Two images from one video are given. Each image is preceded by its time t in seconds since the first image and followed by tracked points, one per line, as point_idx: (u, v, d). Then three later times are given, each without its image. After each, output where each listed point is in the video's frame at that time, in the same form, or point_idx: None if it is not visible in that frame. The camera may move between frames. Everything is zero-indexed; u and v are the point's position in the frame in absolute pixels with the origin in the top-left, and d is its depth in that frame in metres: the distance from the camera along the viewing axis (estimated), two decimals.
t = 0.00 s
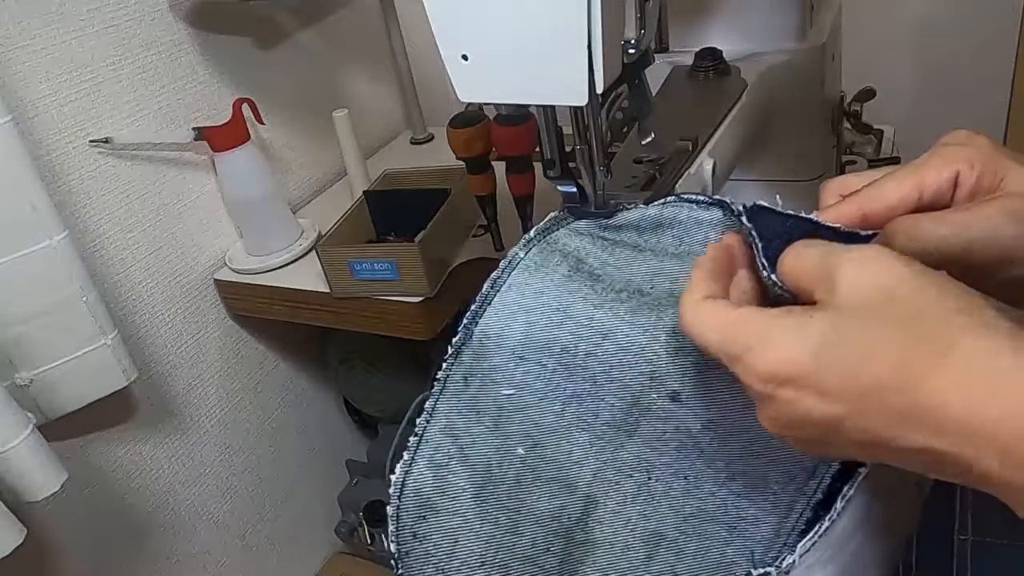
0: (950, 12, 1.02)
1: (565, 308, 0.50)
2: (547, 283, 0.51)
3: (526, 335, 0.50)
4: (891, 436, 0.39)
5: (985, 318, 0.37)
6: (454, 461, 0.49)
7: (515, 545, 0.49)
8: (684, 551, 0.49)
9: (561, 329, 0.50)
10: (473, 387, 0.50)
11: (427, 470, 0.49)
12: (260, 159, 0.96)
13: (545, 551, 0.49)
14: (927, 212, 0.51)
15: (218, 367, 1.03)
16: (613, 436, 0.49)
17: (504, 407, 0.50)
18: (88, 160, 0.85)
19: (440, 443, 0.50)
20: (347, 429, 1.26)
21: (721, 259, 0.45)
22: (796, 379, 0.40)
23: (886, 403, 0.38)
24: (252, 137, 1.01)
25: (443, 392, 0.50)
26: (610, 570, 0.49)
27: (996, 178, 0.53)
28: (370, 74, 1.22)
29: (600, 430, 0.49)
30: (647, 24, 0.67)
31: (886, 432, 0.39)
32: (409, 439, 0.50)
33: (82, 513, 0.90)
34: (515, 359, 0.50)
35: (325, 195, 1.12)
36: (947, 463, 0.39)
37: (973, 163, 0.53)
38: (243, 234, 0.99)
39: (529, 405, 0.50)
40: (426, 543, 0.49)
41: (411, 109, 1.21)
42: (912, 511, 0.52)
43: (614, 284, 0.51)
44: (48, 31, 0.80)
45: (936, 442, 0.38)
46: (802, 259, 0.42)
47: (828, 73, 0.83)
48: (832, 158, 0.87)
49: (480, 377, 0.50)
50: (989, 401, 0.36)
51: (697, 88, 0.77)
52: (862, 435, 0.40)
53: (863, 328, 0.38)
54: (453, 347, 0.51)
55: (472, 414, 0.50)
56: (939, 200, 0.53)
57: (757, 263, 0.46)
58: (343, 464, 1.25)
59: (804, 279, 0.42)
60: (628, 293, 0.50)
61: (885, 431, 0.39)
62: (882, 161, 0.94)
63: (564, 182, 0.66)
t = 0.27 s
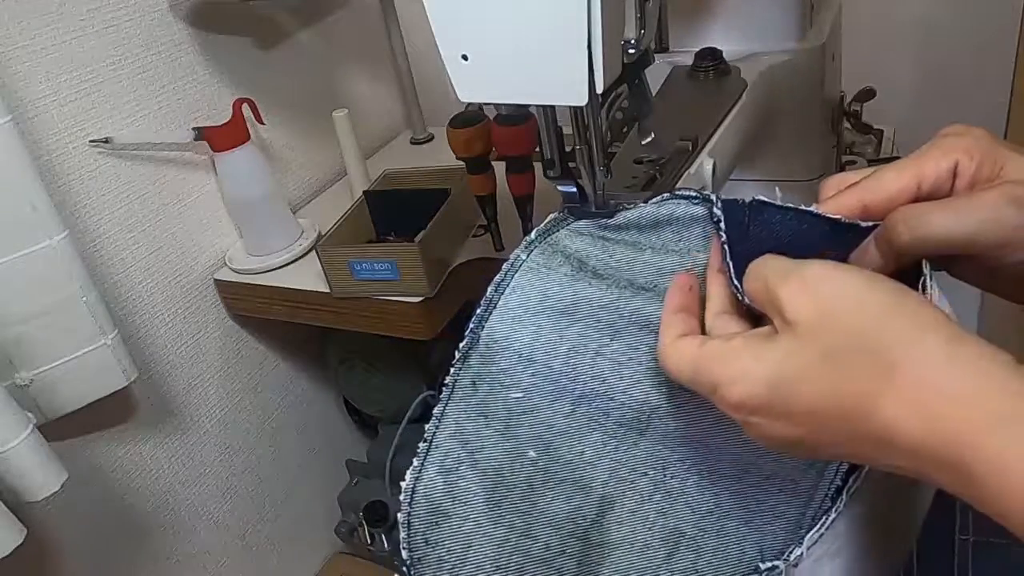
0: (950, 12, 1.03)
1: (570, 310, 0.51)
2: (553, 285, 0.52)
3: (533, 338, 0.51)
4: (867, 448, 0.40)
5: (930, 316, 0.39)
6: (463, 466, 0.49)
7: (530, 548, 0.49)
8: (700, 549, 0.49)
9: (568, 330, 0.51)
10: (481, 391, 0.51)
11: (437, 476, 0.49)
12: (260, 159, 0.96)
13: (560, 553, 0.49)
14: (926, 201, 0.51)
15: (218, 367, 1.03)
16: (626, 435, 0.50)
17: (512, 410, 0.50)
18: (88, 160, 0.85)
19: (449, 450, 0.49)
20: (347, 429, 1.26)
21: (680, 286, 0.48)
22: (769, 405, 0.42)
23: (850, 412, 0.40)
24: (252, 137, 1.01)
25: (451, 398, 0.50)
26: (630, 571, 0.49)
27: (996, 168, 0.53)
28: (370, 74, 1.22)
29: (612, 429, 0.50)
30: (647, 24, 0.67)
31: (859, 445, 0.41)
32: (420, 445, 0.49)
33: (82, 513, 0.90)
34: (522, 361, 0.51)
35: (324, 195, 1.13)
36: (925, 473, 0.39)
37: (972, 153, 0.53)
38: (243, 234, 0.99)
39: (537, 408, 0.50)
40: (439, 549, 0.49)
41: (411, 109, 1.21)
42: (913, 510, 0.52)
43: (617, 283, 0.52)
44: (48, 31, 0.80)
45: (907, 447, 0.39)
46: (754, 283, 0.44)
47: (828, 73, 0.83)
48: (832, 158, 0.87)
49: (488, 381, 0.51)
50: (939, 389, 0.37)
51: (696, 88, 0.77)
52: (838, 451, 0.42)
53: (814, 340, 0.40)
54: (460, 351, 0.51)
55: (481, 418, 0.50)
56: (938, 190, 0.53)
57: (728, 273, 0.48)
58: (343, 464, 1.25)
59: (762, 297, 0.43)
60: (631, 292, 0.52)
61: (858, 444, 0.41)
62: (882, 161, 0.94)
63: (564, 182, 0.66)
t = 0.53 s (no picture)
0: (950, 13, 1.03)
1: (568, 310, 0.52)
2: (552, 285, 0.53)
3: (532, 338, 0.52)
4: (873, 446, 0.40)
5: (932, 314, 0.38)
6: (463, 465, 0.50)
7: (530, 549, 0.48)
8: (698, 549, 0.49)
9: (567, 330, 0.52)
10: (480, 391, 0.52)
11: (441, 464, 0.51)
12: (260, 159, 0.96)
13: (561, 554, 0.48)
14: (927, 201, 0.51)
15: (218, 367, 1.03)
16: (627, 434, 0.49)
17: (511, 408, 0.51)
18: (88, 160, 0.85)
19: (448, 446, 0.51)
20: (346, 429, 1.26)
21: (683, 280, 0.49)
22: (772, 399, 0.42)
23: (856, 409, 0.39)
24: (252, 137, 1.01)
25: (451, 397, 0.52)
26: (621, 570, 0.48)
27: (996, 168, 0.53)
28: (370, 74, 1.22)
29: (612, 429, 0.49)
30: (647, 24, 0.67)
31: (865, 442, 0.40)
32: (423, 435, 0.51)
33: (82, 513, 0.90)
34: (521, 361, 0.52)
35: (324, 195, 1.13)
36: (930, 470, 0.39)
37: (972, 153, 0.53)
38: (243, 234, 0.99)
39: (536, 407, 0.51)
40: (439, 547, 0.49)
41: (411, 109, 1.21)
42: (912, 509, 0.52)
43: (617, 282, 0.52)
44: (48, 31, 0.80)
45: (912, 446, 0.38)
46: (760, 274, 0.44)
47: (828, 73, 0.83)
48: (832, 157, 0.87)
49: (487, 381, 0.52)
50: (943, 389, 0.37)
51: (696, 88, 0.77)
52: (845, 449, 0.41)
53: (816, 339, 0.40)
54: (461, 352, 0.53)
55: (480, 417, 0.51)
56: (939, 190, 0.53)
57: (732, 269, 0.48)
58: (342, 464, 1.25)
59: (772, 291, 0.43)
60: (631, 290, 0.52)
61: (863, 442, 0.40)
62: (882, 161, 0.94)
63: (564, 182, 0.67)
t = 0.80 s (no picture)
0: (949, 13, 1.03)
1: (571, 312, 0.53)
2: (554, 285, 0.53)
3: (535, 340, 0.53)
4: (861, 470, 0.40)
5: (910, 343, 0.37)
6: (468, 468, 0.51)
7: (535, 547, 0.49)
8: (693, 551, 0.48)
9: (571, 332, 0.52)
10: (485, 392, 0.53)
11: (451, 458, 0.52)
12: (260, 159, 0.96)
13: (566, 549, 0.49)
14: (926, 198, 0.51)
15: (218, 367, 1.03)
16: (631, 431, 0.50)
17: (516, 410, 0.52)
18: (88, 161, 0.85)
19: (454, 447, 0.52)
20: (346, 429, 1.26)
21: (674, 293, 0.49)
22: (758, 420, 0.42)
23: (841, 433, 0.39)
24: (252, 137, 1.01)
25: (456, 399, 0.53)
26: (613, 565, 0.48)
27: (996, 166, 0.53)
28: (371, 74, 1.22)
29: (618, 427, 0.50)
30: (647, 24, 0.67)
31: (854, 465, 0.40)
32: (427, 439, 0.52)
33: (82, 512, 0.90)
34: (524, 362, 0.53)
35: (324, 195, 1.13)
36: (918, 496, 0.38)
37: (971, 151, 0.52)
38: (243, 234, 0.99)
39: (540, 408, 0.52)
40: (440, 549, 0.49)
41: (411, 109, 1.21)
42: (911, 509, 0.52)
43: (618, 282, 0.53)
44: (48, 31, 0.80)
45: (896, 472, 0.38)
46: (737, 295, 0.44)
47: (828, 73, 0.83)
48: (832, 157, 0.87)
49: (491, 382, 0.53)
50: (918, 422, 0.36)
51: (696, 88, 0.77)
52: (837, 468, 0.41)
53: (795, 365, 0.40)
54: (464, 353, 0.54)
55: (485, 419, 0.52)
56: (939, 189, 0.52)
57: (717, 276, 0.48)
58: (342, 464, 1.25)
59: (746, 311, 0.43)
60: (632, 290, 0.52)
61: (851, 463, 0.40)
62: (882, 161, 0.94)
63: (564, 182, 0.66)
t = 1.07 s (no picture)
0: (950, 12, 1.02)
1: (572, 313, 0.53)
2: (553, 286, 0.54)
3: (536, 340, 0.54)
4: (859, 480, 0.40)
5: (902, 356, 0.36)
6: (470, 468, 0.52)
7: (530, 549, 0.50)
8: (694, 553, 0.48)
9: (571, 332, 0.53)
10: (487, 392, 0.54)
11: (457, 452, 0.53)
12: (260, 159, 0.96)
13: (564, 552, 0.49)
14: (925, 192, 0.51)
15: (218, 367, 1.03)
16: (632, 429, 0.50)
17: (518, 410, 0.53)
18: (88, 161, 0.85)
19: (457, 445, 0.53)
20: (346, 429, 1.26)
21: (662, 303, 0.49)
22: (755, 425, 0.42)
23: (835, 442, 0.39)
24: (252, 137, 1.01)
25: (458, 398, 0.54)
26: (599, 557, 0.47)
27: (996, 159, 0.53)
28: (371, 74, 1.22)
29: (619, 426, 0.51)
30: (647, 24, 0.67)
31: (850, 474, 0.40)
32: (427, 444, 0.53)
33: (82, 512, 0.90)
34: (525, 362, 0.53)
35: (324, 195, 1.13)
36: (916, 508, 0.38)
37: (971, 147, 0.52)
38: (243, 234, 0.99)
39: (542, 408, 0.52)
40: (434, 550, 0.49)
41: (411, 109, 1.21)
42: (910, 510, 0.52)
43: (618, 281, 0.53)
44: (48, 31, 0.80)
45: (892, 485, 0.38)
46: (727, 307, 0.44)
47: (828, 73, 0.83)
48: (832, 157, 0.87)
49: (493, 381, 0.54)
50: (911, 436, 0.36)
51: (697, 88, 0.77)
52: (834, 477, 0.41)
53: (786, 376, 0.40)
54: (466, 353, 0.55)
55: (488, 418, 0.53)
56: (938, 184, 0.53)
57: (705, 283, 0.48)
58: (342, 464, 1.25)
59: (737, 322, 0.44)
60: (632, 289, 0.52)
61: (847, 473, 0.40)
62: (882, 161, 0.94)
63: (564, 182, 0.66)
